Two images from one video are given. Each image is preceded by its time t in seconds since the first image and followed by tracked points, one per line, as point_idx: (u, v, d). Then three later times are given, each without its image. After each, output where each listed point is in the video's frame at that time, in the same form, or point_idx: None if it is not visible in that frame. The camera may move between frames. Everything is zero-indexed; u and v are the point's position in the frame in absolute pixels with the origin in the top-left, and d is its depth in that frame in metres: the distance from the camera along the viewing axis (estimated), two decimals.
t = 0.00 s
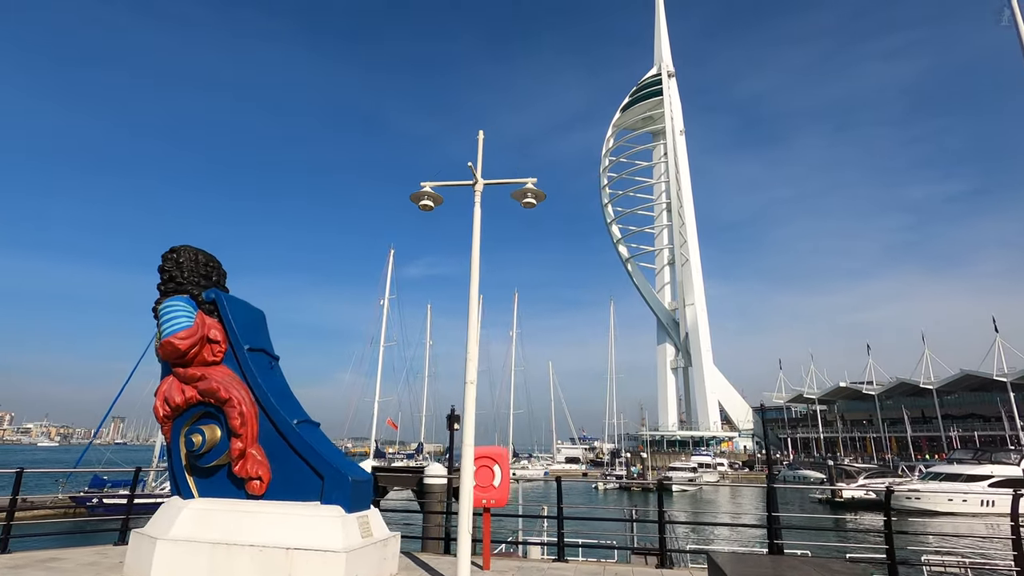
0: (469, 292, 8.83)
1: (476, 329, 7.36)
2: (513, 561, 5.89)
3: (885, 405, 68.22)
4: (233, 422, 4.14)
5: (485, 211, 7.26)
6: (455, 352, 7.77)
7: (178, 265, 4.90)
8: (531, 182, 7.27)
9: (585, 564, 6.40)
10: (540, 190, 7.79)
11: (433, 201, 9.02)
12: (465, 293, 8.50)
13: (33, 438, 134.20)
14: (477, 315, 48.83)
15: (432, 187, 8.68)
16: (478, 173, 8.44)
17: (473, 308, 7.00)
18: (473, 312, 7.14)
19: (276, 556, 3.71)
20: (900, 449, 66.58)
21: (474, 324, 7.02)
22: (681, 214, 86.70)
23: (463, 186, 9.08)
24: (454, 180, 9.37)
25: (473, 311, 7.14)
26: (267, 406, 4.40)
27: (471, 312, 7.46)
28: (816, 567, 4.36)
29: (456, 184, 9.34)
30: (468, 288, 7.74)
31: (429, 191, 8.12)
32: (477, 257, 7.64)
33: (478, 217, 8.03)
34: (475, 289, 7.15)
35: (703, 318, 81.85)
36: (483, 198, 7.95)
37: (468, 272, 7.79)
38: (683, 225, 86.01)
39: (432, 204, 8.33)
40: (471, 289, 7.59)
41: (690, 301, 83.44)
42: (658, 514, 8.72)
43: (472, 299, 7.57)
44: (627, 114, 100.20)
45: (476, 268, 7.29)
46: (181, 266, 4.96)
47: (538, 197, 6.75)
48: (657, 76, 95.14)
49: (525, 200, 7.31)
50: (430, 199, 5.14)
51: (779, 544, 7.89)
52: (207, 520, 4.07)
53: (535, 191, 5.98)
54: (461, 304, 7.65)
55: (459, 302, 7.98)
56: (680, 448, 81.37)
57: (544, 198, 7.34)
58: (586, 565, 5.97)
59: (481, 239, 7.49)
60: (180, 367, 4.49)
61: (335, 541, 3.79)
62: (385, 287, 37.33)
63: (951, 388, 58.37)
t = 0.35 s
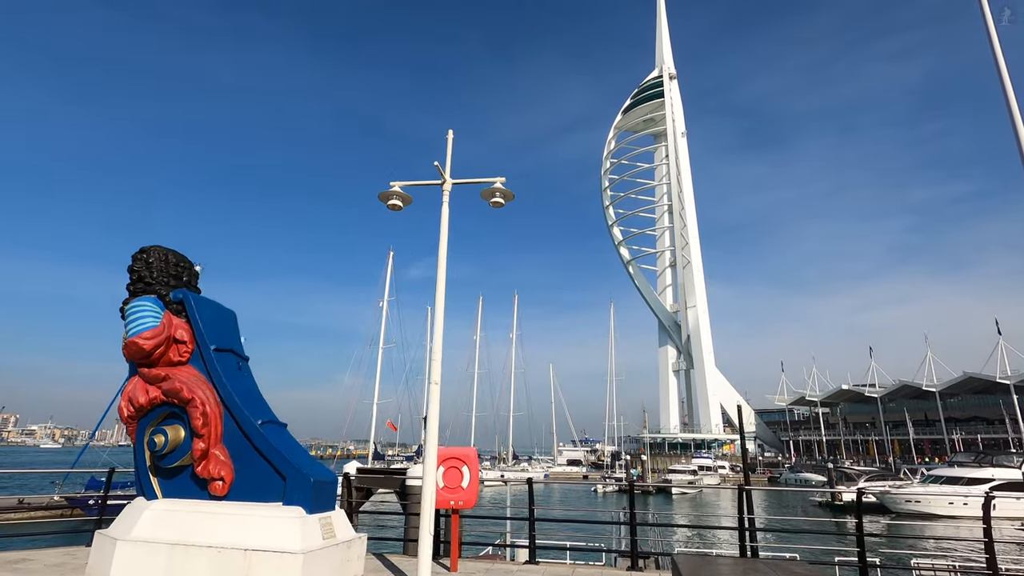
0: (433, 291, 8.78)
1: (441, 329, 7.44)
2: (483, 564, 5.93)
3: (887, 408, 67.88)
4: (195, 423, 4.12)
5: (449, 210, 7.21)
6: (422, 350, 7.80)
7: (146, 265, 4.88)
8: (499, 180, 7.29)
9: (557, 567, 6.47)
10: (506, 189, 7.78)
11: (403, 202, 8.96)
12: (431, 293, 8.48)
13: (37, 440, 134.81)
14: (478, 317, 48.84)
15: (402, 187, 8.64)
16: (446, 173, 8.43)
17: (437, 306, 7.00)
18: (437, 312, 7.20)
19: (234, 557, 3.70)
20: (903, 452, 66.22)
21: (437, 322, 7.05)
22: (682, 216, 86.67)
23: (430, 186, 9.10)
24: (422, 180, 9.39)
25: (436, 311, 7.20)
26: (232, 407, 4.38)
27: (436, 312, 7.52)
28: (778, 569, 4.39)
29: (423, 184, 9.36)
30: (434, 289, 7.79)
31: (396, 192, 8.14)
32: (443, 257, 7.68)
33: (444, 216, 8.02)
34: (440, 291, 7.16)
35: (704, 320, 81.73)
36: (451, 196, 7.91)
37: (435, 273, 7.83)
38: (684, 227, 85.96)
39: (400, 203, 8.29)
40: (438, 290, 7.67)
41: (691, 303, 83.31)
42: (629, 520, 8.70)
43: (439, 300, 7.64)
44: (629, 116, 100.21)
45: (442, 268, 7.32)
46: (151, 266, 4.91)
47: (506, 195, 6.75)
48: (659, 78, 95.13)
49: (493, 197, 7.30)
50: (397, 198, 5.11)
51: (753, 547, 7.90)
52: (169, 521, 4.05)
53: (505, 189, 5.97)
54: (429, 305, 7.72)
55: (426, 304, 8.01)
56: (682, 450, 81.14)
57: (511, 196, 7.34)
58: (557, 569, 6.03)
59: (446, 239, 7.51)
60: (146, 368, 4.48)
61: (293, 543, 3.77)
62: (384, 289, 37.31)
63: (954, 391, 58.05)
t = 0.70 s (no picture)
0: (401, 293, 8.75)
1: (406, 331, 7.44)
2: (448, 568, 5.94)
3: (889, 410, 67.60)
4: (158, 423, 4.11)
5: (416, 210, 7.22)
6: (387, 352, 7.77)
7: (117, 265, 4.89)
8: (467, 180, 7.30)
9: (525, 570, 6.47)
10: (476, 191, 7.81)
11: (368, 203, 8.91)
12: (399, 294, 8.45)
13: (41, 442, 135.25)
14: (475, 320, 49.00)
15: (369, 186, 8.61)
16: (414, 174, 8.41)
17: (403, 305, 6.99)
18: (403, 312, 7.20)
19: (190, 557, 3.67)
20: (905, 455, 65.94)
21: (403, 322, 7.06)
22: (683, 218, 86.65)
23: (397, 187, 9.10)
24: (390, 181, 9.39)
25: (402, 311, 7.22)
26: (197, 406, 4.36)
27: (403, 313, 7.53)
28: None
29: (391, 184, 9.36)
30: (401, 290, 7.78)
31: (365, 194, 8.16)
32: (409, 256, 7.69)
33: (411, 216, 7.99)
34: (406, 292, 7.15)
35: (705, 322, 81.60)
36: (418, 197, 7.88)
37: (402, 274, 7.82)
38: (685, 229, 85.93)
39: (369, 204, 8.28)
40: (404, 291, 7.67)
41: (693, 305, 83.17)
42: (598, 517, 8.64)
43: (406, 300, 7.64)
44: (630, 119, 100.20)
45: (408, 267, 7.33)
46: (120, 267, 4.93)
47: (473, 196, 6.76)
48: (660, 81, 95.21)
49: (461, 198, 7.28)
50: (366, 198, 5.13)
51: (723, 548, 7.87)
52: (131, 520, 4.04)
53: (472, 190, 6.00)
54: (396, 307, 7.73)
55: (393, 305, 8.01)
56: (683, 453, 80.86)
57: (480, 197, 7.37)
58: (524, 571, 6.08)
59: (412, 239, 7.51)
60: (112, 368, 4.48)
61: (250, 543, 3.74)
62: (382, 292, 37.59)
63: (957, 393, 57.80)
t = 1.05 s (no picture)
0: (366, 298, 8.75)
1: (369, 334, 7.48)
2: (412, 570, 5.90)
3: (890, 412, 67.36)
4: (116, 427, 4.09)
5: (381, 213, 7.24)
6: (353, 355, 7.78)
7: (82, 268, 4.88)
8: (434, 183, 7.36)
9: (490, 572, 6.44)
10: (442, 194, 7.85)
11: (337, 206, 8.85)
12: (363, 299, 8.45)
13: (44, 445, 135.76)
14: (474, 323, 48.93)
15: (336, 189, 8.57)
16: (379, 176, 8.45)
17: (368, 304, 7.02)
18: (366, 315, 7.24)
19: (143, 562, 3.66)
20: (906, 458, 65.64)
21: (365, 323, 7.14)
22: (683, 220, 86.64)
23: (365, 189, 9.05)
24: (358, 185, 9.46)
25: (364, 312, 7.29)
26: (158, 410, 4.33)
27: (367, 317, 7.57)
28: None
29: (359, 188, 9.43)
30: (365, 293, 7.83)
31: (332, 196, 8.17)
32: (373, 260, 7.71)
33: (377, 220, 7.99)
34: (369, 297, 7.20)
35: (706, 324, 81.43)
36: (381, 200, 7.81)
37: (367, 278, 7.85)
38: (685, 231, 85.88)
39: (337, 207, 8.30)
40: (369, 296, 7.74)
41: (693, 307, 83.04)
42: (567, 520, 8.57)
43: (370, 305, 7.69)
44: (630, 121, 100.26)
45: (373, 270, 7.38)
46: (87, 269, 4.91)
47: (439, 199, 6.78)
48: (660, 83, 95.33)
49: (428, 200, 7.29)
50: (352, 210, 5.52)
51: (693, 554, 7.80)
52: (88, 524, 4.02)
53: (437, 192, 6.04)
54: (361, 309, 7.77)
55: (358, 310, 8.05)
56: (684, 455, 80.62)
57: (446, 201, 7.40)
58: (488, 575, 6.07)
59: (377, 244, 7.54)
60: (74, 371, 4.46)
61: (203, 548, 3.72)
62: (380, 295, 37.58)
63: (958, 396, 57.57)
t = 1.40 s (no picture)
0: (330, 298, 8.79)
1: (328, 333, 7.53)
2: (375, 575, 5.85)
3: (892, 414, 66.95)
4: (72, 428, 4.07)
5: (345, 214, 7.30)
6: (318, 356, 7.76)
7: (47, 269, 4.86)
8: (397, 184, 7.73)
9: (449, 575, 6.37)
10: (405, 194, 8.00)
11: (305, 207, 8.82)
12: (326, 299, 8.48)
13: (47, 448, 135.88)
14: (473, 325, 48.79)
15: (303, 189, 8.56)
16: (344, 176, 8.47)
17: (329, 300, 7.13)
18: (328, 314, 7.27)
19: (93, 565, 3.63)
20: (908, 460, 65.23)
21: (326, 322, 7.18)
22: (683, 222, 86.51)
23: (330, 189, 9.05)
24: (324, 184, 9.61)
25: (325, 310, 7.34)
26: (117, 412, 4.31)
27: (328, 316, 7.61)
28: None
29: (325, 188, 9.57)
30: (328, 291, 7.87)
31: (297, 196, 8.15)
32: (336, 259, 7.73)
33: (340, 220, 8.10)
34: (333, 296, 7.23)
35: (707, 326, 81.17)
36: (344, 200, 7.99)
37: (330, 277, 7.91)
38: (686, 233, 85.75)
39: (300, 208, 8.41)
40: (331, 295, 7.75)
41: (694, 309, 82.84)
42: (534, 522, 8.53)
43: (332, 304, 7.71)
44: (630, 123, 100.18)
45: (335, 269, 7.43)
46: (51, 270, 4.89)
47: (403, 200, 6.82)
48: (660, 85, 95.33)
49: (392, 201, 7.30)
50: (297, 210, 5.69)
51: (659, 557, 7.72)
52: (44, 526, 4.00)
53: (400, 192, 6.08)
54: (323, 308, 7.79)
55: (322, 310, 8.05)
56: (685, 458, 80.27)
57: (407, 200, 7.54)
58: None
59: (340, 242, 7.62)
60: (34, 373, 4.44)
61: (155, 550, 3.69)
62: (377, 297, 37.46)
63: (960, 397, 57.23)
